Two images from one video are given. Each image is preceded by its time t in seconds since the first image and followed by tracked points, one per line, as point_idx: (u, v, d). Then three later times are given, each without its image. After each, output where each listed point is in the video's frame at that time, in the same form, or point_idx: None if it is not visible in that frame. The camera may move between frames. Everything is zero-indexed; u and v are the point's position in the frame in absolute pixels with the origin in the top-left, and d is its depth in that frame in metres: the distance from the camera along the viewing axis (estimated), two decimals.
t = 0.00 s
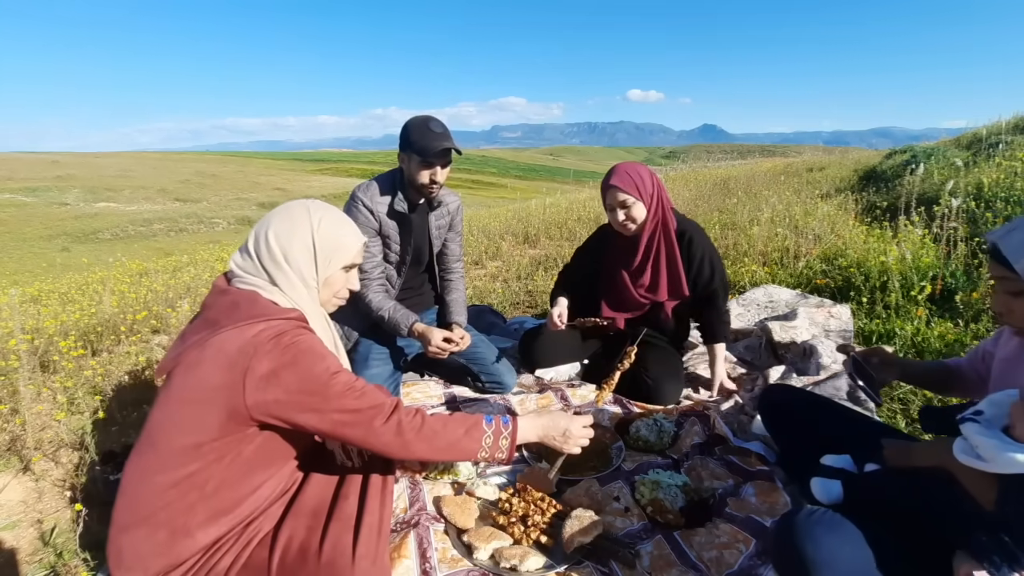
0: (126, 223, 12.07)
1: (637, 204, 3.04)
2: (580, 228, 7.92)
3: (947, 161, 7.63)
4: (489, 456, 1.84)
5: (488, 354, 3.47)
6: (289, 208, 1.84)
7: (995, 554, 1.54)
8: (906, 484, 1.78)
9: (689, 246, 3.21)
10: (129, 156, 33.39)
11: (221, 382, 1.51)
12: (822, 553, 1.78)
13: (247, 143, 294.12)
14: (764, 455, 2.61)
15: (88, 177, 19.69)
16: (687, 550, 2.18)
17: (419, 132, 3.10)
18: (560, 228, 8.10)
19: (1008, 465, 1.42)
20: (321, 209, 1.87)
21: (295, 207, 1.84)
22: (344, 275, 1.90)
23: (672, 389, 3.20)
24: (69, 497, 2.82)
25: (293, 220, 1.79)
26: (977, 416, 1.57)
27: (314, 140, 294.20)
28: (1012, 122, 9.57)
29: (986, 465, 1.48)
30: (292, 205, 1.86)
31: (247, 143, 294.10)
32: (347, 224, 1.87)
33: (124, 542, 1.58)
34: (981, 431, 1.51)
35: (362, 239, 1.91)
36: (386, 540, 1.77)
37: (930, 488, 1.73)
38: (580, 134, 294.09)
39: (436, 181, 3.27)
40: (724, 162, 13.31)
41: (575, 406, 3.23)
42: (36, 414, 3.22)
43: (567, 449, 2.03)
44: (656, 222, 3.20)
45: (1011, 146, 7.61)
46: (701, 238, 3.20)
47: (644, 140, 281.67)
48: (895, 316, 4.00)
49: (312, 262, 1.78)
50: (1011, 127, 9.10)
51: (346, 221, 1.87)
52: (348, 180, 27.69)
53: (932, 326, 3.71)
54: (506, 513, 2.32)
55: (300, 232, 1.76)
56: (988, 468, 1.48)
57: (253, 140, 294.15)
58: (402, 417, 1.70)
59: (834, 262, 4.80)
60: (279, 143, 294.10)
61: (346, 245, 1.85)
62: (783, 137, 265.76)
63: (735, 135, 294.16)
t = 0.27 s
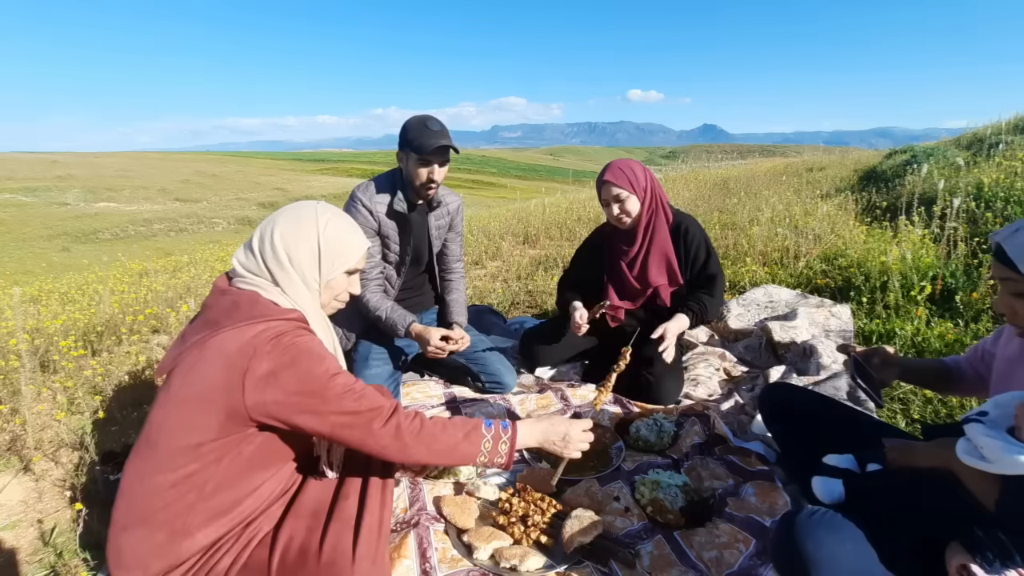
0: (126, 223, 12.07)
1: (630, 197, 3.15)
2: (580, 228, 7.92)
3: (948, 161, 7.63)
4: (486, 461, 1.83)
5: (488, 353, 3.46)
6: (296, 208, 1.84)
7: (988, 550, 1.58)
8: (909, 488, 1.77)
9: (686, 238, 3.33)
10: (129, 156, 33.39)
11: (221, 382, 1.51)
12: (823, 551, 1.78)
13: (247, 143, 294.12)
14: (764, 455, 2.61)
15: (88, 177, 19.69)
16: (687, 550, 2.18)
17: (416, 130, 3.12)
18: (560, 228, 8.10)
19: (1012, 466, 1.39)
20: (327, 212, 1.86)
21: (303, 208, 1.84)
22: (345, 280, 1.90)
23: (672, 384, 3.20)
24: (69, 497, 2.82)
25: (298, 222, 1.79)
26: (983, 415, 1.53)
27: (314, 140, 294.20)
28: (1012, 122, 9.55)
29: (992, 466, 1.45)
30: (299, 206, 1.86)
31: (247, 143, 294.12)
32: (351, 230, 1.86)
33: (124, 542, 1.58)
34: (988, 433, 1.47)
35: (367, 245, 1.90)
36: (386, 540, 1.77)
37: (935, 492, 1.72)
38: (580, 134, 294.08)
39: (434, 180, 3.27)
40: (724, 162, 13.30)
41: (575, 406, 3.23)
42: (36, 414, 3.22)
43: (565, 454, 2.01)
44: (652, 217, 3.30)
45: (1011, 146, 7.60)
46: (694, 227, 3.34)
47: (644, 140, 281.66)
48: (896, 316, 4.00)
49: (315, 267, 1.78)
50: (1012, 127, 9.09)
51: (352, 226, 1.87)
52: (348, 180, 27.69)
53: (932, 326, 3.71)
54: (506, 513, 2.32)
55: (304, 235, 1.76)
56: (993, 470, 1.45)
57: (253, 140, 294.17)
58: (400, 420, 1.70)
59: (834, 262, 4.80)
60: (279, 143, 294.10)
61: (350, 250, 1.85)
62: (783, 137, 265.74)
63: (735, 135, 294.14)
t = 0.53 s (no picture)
0: (126, 223, 12.07)
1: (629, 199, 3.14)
2: (580, 228, 7.92)
3: (947, 161, 7.63)
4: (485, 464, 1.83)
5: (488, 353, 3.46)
6: (296, 209, 1.84)
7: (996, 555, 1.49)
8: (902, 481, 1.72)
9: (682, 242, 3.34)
10: (129, 155, 33.38)
11: (221, 382, 1.51)
12: (824, 549, 1.81)
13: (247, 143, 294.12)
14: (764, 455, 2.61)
15: (88, 177, 19.68)
16: (687, 550, 2.18)
17: (415, 130, 3.12)
18: (561, 228, 8.10)
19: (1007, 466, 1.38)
20: (326, 212, 1.86)
21: (303, 208, 1.85)
22: (345, 280, 1.90)
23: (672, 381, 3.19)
24: (69, 497, 2.82)
25: (297, 222, 1.79)
26: (975, 420, 1.54)
27: (314, 140, 294.20)
28: (1012, 122, 9.54)
29: (986, 467, 1.43)
30: (298, 207, 1.86)
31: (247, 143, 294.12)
32: (351, 230, 1.86)
33: (124, 542, 1.58)
34: (979, 434, 1.47)
35: (367, 245, 1.91)
36: (386, 540, 1.78)
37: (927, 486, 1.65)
38: (580, 134, 294.08)
39: (433, 180, 3.26)
40: (724, 162, 13.29)
41: (575, 406, 3.24)
42: (36, 414, 3.22)
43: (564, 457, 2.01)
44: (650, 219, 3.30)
45: (1011, 146, 7.59)
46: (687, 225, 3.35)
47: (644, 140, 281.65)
48: (895, 316, 4.00)
49: (314, 266, 1.78)
50: (1012, 127, 9.08)
51: (351, 226, 1.87)
52: (348, 180, 27.68)
53: (932, 326, 3.71)
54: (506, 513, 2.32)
55: (303, 235, 1.76)
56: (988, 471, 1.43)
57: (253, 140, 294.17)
58: (400, 423, 1.70)
59: (834, 262, 4.80)
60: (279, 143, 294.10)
61: (349, 249, 1.85)
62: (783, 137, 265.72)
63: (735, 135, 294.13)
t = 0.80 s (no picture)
0: (125, 223, 12.07)
1: (624, 217, 3.07)
2: (580, 228, 7.92)
3: (947, 161, 7.63)
4: (483, 469, 1.83)
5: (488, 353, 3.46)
6: (296, 209, 1.84)
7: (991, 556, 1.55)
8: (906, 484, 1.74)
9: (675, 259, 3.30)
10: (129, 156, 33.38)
11: (222, 383, 1.51)
12: (818, 542, 1.79)
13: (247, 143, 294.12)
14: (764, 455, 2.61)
15: (88, 177, 19.67)
16: (687, 550, 2.18)
17: (415, 130, 3.12)
18: (561, 228, 8.10)
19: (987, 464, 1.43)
20: (326, 212, 1.86)
21: (303, 208, 1.85)
22: (346, 279, 1.89)
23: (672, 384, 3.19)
24: (68, 496, 2.82)
25: (297, 221, 1.79)
26: (956, 420, 1.58)
27: (314, 140, 294.19)
28: (1012, 122, 9.54)
29: (970, 466, 1.48)
30: (298, 207, 1.86)
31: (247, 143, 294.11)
32: (351, 229, 1.86)
33: (123, 542, 1.58)
34: (959, 433, 1.52)
35: (367, 244, 1.90)
36: (386, 540, 1.78)
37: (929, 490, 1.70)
38: (580, 134, 294.08)
39: (433, 180, 3.26)
40: (724, 162, 13.28)
41: (575, 406, 3.25)
42: (36, 413, 3.22)
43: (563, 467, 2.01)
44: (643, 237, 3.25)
45: (1011, 146, 7.60)
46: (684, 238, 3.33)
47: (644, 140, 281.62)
48: (895, 316, 4.00)
49: (314, 264, 1.78)
50: (1012, 127, 9.08)
51: (351, 225, 1.86)
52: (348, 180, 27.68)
53: (932, 326, 3.71)
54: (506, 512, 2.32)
55: (303, 234, 1.76)
56: (972, 469, 1.48)
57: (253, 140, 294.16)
58: (399, 427, 1.70)
59: (834, 262, 4.80)
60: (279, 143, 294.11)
61: (349, 248, 1.84)
62: (783, 137, 265.70)
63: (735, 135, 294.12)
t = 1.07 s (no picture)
0: (125, 223, 12.07)
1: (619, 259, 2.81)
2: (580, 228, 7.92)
3: (948, 161, 7.62)
4: (483, 473, 1.84)
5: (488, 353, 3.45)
6: (295, 209, 1.84)
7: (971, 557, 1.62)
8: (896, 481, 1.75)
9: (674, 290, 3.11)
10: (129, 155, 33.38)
11: (223, 384, 1.51)
12: (813, 543, 1.77)
13: (247, 143, 294.12)
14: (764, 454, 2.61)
15: (88, 177, 19.66)
16: (687, 550, 2.18)
17: (413, 131, 3.11)
18: (561, 228, 8.10)
19: (963, 462, 1.45)
20: (322, 210, 1.86)
21: (299, 208, 1.84)
22: (347, 276, 1.90)
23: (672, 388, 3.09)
24: (68, 496, 2.82)
25: (296, 221, 1.79)
26: (929, 419, 1.61)
27: (314, 140, 294.19)
28: (1013, 122, 9.53)
29: (947, 465, 1.50)
30: (294, 206, 1.86)
31: (247, 143, 294.11)
32: (350, 227, 1.86)
33: (123, 543, 1.58)
34: (936, 433, 1.55)
35: (367, 240, 1.91)
36: (386, 540, 1.78)
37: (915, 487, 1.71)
38: (580, 134, 294.09)
39: (431, 179, 3.27)
40: (724, 162, 13.28)
41: (575, 405, 3.29)
42: (36, 414, 3.23)
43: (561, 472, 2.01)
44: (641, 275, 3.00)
45: (1011, 146, 7.59)
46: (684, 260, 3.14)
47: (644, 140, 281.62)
48: (895, 316, 4.00)
49: (314, 264, 1.78)
50: (1012, 127, 9.07)
51: (348, 222, 1.87)
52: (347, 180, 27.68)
53: (932, 326, 3.71)
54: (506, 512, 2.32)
55: (302, 234, 1.76)
56: (948, 469, 1.50)
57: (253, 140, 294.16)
58: (399, 431, 1.70)
59: (834, 262, 4.80)
60: (279, 143, 294.11)
61: (347, 246, 1.84)
62: (783, 137, 265.71)
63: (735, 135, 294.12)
